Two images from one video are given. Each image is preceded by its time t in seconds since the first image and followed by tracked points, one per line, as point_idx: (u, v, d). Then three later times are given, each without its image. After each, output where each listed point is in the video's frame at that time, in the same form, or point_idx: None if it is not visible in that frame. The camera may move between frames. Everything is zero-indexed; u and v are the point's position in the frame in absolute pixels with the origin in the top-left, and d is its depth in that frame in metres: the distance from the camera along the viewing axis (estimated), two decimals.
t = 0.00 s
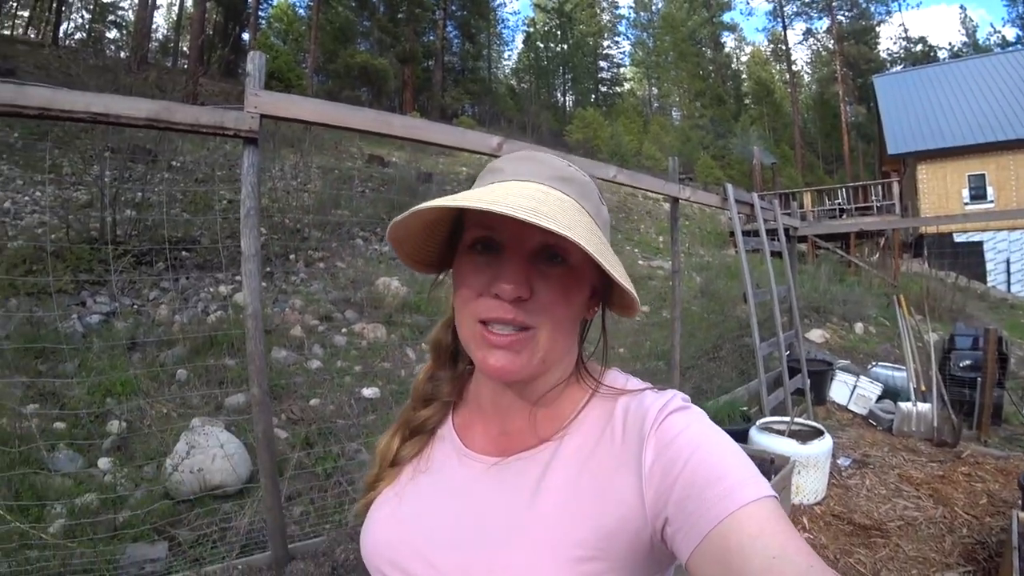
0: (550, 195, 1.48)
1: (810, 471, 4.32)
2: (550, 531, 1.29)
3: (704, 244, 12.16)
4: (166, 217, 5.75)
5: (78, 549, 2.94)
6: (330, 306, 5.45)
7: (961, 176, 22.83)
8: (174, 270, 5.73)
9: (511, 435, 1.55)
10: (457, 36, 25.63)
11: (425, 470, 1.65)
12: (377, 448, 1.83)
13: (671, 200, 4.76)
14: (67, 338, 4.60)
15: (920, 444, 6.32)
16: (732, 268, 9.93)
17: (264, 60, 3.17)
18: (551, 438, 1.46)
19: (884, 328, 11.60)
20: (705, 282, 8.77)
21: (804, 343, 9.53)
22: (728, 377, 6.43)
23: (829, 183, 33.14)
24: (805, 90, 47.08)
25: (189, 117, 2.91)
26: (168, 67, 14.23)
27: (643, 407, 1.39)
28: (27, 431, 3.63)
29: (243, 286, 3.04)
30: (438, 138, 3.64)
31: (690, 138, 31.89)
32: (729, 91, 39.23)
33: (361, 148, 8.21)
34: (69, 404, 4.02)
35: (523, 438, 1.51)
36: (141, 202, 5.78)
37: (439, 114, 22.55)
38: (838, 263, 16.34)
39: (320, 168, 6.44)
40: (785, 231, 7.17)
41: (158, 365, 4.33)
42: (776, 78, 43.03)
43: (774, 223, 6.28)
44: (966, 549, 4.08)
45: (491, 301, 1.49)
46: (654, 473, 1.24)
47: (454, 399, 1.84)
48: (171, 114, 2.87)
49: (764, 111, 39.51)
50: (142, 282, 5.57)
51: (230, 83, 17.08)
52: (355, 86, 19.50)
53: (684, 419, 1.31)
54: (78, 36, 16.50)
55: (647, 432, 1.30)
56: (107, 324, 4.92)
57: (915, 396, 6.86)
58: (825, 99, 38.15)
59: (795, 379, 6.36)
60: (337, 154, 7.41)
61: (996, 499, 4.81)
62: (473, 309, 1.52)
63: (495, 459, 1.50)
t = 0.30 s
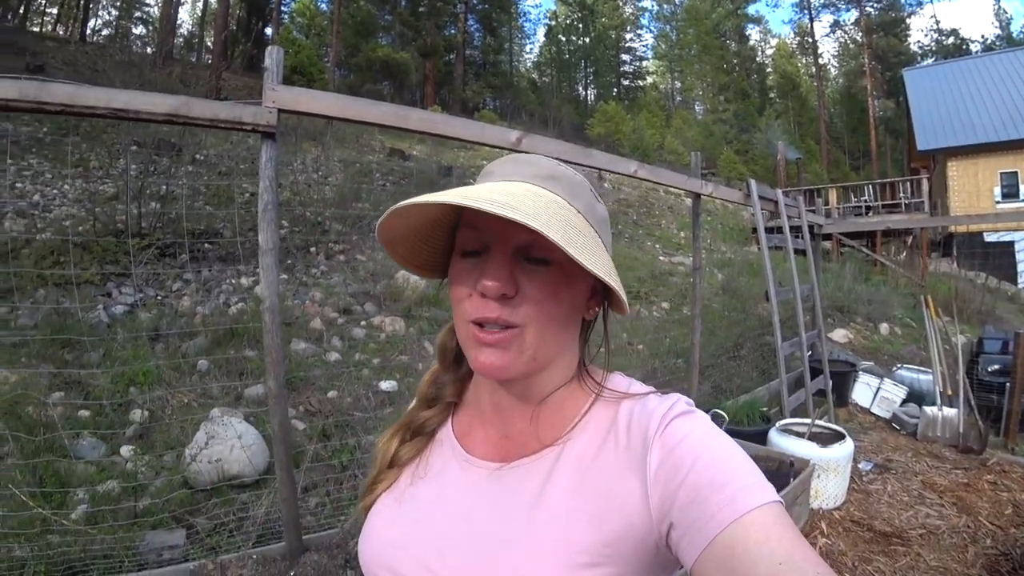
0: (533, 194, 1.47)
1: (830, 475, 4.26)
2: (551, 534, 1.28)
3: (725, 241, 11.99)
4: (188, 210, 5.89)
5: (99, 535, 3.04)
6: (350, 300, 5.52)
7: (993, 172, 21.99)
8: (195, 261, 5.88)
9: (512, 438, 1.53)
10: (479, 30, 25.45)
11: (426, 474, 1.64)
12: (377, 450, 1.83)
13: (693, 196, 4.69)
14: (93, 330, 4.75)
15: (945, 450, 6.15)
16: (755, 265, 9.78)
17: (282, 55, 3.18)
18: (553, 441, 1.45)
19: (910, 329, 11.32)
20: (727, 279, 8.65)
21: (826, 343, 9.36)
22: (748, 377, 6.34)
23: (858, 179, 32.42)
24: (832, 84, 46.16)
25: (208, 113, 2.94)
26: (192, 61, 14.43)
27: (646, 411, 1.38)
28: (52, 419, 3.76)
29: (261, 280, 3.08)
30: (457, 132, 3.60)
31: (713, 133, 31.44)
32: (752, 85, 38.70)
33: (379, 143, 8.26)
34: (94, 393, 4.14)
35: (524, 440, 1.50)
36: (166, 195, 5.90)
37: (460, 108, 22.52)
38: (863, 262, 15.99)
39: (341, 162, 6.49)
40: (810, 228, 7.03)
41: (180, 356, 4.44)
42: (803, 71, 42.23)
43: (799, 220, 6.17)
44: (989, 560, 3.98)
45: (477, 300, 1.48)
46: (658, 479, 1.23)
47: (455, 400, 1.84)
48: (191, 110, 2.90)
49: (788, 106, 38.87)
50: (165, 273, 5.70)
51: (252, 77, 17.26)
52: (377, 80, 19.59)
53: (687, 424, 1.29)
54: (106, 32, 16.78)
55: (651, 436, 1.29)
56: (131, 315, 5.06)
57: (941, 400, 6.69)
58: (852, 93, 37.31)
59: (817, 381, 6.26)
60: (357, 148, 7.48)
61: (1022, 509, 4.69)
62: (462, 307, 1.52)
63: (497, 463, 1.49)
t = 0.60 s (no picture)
0: (473, 182, 1.41)
1: (852, 470, 4.17)
2: (551, 535, 1.23)
3: (748, 229, 11.79)
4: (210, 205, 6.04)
5: (124, 522, 3.15)
6: (369, 291, 5.60)
7: None
8: (218, 256, 6.06)
9: (509, 436, 1.48)
10: (496, 19, 24.78)
11: (424, 468, 1.59)
12: (378, 440, 1.80)
13: (712, 183, 4.61)
14: (119, 323, 4.90)
15: (973, 446, 6.03)
16: (778, 254, 9.59)
17: (292, 49, 3.20)
18: (553, 438, 1.39)
19: (939, 320, 11.00)
20: (749, 268, 8.50)
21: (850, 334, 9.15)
22: (769, 369, 6.24)
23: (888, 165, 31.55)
24: (860, 67, 44.97)
25: (220, 107, 2.96)
26: (211, 58, 14.63)
27: (649, 406, 1.31)
28: (78, 410, 3.89)
29: (275, 273, 3.12)
30: (469, 122, 3.56)
31: (735, 119, 30.88)
32: (775, 70, 37.90)
33: (396, 136, 8.30)
34: (120, 384, 4.29)
35: (522, 436, 1.44)
36: (189, 190, 6.03)
37: (478, 98, 22.44)
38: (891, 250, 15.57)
39: (358, 155, 6.56)
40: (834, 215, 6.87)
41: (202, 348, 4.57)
42: (828, 55, 41.24)
43: (823, 208, 6.03)
44: (1016, 560, 3.87)
45: (437, 298, 1.45)
46: (662, 479, 1.17)
47: (455, 387, 1.78)
48: (203, 105, 2.93)
49: (812, 90, 37.98)
50: (188, 267, 5.86)
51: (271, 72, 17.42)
52: (395, 72, 19.63)
53: (692, 421, 1.23)
54: (128, 32, 17.06)
55: (654, 437, 1.22)
56: (155, 309, 5.19)
57: (969, 394, 6.55)
58: (880, 76, 36.31)
59: (841, 372, 6.16)
60: (376, 140, 7.53)
61: None
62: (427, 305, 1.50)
63: (495, 460, 1.43)
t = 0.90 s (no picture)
0: (454, 176, 1.46)
1: (874, 472, 4.08)
2: (558, 526, 1.22)
3: (771, 226, 11.59)
4: (235, 202, 6.18)
5: (148, 509, 3.25)
6: (389, 287, 5.69)
7: None
8: (242, 252, 6.22)
9: (515, 426, 1.47)
10: (517, 15, 24.37)
11: (433, 458, 1.59)
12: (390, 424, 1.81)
13: (734, 179, 4.54)
14: (146, 317, 5.05)
15: (1002, 450, 5.86)
16: (802, 251, 9.41)
17: (312, 48, 3.24)
18: (559, 430, 1.37)
19: (968, 319, 10.67)
20: (772, 265, 8.35)
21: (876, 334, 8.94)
22: (792, 368, 6.13)
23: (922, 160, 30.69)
24: (888, 60, 43.93)
25: (242, 107, 3.02)
26: (233, 58, 14.87)
27: (655, 397, 1.28)
28: (106, 401, 4.04)
29: (296, 269, 3.17)
30: (486, 118, 3.56)
31: (760, 114, 30.33)
32: (801, 64, 37.23)
33: (415, 133, 8.37)
34: (147, 376, 4.42)
35: (529, 428, 1.43)
36: (214, 188, 6.18)
37: (499, 95, 22.43)
38: (921, 248, 15.16)
39: (379, 153, 6.63)
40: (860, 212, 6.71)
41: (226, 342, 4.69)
42: (853, 48, 40.42)
43: (847, 204, 5.90)
44: None
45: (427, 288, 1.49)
46: (669, 471, 1.15)
47: (464, 373, 1.78)
48: (224, 106, 3.00)
49: (838, 84, 37.20)
50: (213, 264, 6.00)
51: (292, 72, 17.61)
52: (416, 70, 19.72)
53: (700, 411, 1.20)
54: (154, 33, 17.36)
55: (660, 429, 1.20)
56: (181, 304, 5.34)
57: (998, 396, 6.30)
58: (910, 68, 35.37)
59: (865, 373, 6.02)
60: (396, 138, 7.61)
61: None
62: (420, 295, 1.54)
63: (502, 451, 1.42)
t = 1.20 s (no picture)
0: (466, 176, 1.48)
1: (883, 472, 4.06)
2: (576, 517, 1.23)
3: (780, 225, 11.55)
4: (245, 202, 6.23)
5: (160, 506, 3.29)
6: (398, 286, 5.73)
7: None
8: (251, 251, 6.28)
9: (532, 419, 1.48)
10: (524, 14, 24.72)
11: (448, 447, 1.60)
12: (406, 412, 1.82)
13: (742, 178, 4.54)
14: (158, 316, 5.10)
15: (1011, 451, 5.83)
16: (811, 251, 9.38)
17: (323, 49, 3.26)
18: (575, 422, 1.38)
19: (979, 320, 10.60)
20: (781, 265, 8.33)
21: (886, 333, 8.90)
22: (801, 368, 6.12)
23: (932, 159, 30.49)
24: (898, 57, 43.67)
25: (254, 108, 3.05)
26: (242, 58, 14.95)
27: (673, 391, 1.28)
28: (118, 399, 4.08)
29: (307, 268, 3.20)
30: (495, 118, 3.57)
31: (770, 112, 30.21)
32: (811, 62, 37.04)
33: (423, 133, 8.40)
34: (158, 375, 4.46)
35: (546, 421, 1.44)
36: (224, 188, 6.22)
37: (507, 94, 22.45)
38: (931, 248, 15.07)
39: (387, 153, 6.66)
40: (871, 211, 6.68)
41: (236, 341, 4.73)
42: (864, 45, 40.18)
43: (857, 203, 5.87)
44: None
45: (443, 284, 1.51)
46: (688, 464, 1.15)
47: (482, 363, 1.78)
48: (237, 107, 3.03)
49: (848, 82, 37.03)
50: (223, 263, 6.05)
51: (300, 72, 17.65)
52: (424, 69, 19.77)
53: (719, 405, 1.20)
54: (163, 34, 17.42)
55: (679, 423, 1.20)
56: (192, 303, 5.40)
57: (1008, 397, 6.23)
58: (920, 66, 35.11)
59: (874, 372, 5.99)
60: (404, 138, 7.64)
61: None
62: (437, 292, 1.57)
63: (518, 442, 1.43)
